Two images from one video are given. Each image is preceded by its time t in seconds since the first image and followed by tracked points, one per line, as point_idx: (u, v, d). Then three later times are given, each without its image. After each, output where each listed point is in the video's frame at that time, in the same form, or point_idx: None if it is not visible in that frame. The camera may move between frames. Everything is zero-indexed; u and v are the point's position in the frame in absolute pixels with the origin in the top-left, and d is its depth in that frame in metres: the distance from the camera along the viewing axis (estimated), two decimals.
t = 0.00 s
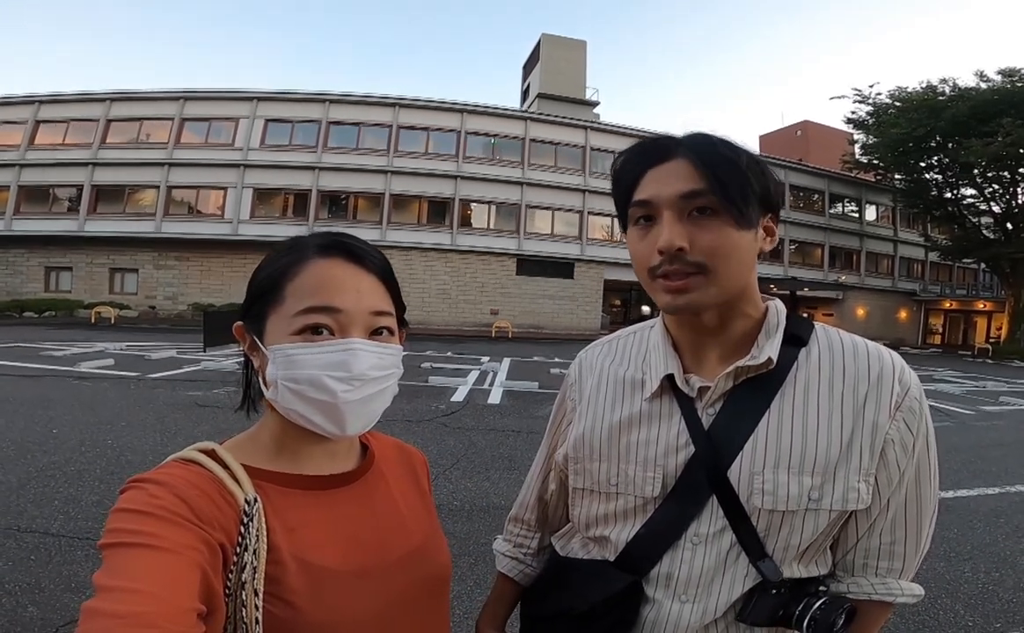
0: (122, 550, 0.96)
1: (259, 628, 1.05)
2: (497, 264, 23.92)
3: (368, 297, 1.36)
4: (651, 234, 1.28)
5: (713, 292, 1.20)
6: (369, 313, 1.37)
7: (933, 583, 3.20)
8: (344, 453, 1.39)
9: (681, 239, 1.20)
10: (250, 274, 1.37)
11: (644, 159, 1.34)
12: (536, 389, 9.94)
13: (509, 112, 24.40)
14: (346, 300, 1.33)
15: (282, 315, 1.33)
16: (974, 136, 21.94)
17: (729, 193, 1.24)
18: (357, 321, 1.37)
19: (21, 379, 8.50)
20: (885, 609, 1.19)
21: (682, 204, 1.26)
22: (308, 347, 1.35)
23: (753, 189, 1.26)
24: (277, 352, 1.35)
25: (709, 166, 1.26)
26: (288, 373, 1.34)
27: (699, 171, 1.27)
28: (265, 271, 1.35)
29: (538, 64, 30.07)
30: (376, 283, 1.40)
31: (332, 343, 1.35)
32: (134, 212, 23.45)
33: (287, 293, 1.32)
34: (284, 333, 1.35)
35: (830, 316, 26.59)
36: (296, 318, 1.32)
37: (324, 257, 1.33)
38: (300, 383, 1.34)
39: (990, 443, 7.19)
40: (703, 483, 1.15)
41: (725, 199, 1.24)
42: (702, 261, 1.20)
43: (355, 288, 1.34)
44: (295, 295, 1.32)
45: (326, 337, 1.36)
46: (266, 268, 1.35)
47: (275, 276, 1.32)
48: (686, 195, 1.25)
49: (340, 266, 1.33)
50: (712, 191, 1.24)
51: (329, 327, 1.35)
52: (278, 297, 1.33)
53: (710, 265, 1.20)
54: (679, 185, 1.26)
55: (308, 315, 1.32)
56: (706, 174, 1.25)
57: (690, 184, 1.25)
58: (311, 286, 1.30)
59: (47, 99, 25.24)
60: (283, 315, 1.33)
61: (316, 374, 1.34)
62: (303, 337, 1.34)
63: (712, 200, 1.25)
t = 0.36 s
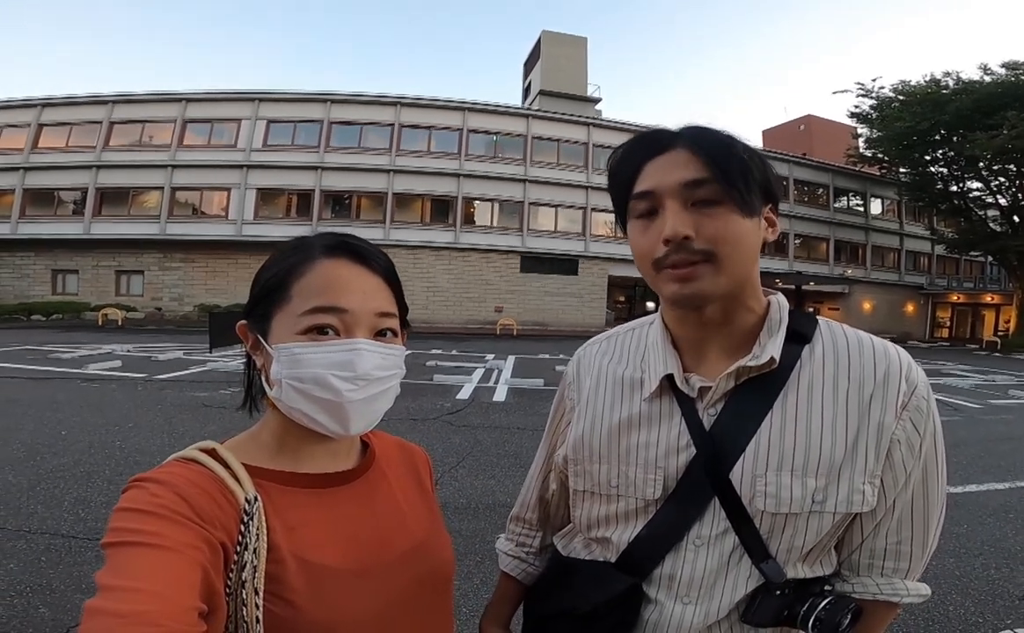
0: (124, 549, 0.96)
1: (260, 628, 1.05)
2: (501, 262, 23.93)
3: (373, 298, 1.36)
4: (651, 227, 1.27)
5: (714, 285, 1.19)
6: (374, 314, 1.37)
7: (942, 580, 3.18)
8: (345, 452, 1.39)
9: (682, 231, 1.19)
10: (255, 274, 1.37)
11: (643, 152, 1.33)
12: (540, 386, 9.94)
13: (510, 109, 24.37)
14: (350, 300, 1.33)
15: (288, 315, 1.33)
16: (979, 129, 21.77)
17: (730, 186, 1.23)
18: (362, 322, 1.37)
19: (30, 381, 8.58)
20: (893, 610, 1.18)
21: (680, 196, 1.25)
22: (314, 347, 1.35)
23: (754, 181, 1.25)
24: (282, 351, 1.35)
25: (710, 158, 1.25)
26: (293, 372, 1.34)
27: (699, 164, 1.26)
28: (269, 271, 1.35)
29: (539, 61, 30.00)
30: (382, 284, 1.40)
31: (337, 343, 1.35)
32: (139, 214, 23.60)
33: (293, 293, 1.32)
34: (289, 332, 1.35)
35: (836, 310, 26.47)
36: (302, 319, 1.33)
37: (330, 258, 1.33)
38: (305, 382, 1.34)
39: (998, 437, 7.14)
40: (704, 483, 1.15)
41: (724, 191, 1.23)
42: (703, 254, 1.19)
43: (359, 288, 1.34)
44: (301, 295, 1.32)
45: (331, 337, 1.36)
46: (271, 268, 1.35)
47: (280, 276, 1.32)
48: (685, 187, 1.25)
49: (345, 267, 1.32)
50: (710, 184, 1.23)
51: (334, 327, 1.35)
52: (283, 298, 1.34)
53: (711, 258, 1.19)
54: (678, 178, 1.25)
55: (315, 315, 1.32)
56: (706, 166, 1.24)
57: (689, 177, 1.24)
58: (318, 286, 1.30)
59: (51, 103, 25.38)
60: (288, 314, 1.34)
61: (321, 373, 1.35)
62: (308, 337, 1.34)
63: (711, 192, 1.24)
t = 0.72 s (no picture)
0: (123, 547, 0.97)
1: (261, 627, 1.06)
2: (505, 260, 23.91)
3: (373, 297, 1.36)
4: (650, 222, 1.27)
5: (715, 279, 1.19)
6: (374, 313, 1.37)
7: (949, 579, 3.16)
8: (346, 452, 1.39)
9: (681, 220, 1.19)
10: (254, 276, 1.37)
11: (642, 146, 1.34)
12: (544, 385, 9.92)
13: (513, 107, 24.33)
14: (350, 299, 1.33)
15: (289, 314, 1.34)
16: (985, 126, 21.61)
17: (728, 180, 1.23)
18: (362, 321, 1.37)
19: (37, 381, 8.63)
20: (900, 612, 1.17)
21: (677, 189, 1.25)
22: (314, 346, 1.35)
23: (752, 176, 1.25)
24: (283, 350, 1.36)
25: (708, 153, 1.25)
26: (294, 371, 1.35)
27: (696, 158, 1.26)
28: (269, 271, 1.35)
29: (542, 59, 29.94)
30: (383, 285, 1.40)
31: (338, 341, 1.35)
32: (144, 214, 23.69)
33: (293, 292, 1.32)
34: (291, 330, 1.35)
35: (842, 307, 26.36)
36: (303, 317, 1.33)
37: (330, 256, 1.33)
38: (305, 381, 1.35)
39: (1006, 435, 7.08)
40: (707, 484, 1.14)
41: (722, 184, 1.22)
42: (702, 248, 1.19)
43: (359, 286, 1.34)
44: (301, 294, 1.32)
45: (331, 336, 1.36)
46: (272, 267, 1.34)
47: (280, 276, 1.32)
48: (682, 181, 1.24)
49: (345, 266, 1.32)
50: (708, 177, 1.23)
51: (334, 325, 1.35)
52: (283, 296, 1.34)
53: (709, 252, 1.19)
54: (676, 170, 1.25)
55: (315, 313, 1.33)
56: (704, 160, 1.24)
57: (687, 171, 1.24)
58: (318, 286, 1.31)
59: (56, 104, 25.50)
60: (290, 313, 1.34)
61: (322, 371, 1.35)
62: (309, 335, 1.34)
63: (708, 185, 1.23)
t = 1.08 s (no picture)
0: (122, 548, 0.96)
1: (260, 628, 1.05)
2: (503, 261, 23.91)
3: (373, 297, 1.36)
4: (647, 224, 1.27)
5: (712, 283, 1.19)
6: (374, 314, 1.37)
7: (945, 581, 3.17)
8: (345, 451, 1.39)
9: (677, 225, 1.20)
10: (254, 276, 1.37)
11: (639, 149, 1.34)
12: (542, 386, 9.92)
13: (513, 109, 24.36)
14: (348, 298, 1.33)
15: (289, 312, 1.33)
16: (983, 130, 21.70)
17: (725, 183, 1.23)
18: (362, 321, 1.37)
19: (33, 380, 8.59)
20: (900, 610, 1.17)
21: (674, 192, 1.25)
22: (314, 344, 1.34)
23: (748, 180, 1.25)
24: (283, 348, 1.35)
25: (705, 155, 1.25)
26: (293, 369, 1.35)
27: (694, 160, 1.26)
28: (269, 271, 1.34)
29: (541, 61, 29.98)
30: (382, 284, 1.40)
31: (337, 340, 1.35)
32: (142, 213, 23.60)
33: (294, 289, 1.32)
34: (290, 329, 1.34)
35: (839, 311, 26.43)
36: (302, 316, 1.32)
37: (329, 257, 1.33)
38: (305, 379, 1.34)
39: (1001, 438, 7.14)
40: (704, 482, 1.14)
41: (720, 187, 1.22)
42: (698, 250, 1.19)
43: (358, 284, 1.34)
44: (301, 292, 1.32)
45: (331, 335, 1.36)
46: (271, 269, 1.34)
47: (279, 276, 1.32)
48: (679, 184, 1.24)
49: (344, 266, 1.32)
50: (705, 181, 1.23)
51: (334, 324, 1.35)
52: (283, 295, 1.33)
53: (707, 255, 1.19)
54: (672, 176, 1.25)
55: (315, 313, 1.32)
56: (701, 163, 1.24)
57: (684, 174, 1.24)
58: (317, 285, 1.30)
59: (54, 102, 25.41)
60: (290, 312, 1.33)
61: (321, 369, 1.34)
62: (309, 333, 1.34)
63: (706, 188, 1.23)
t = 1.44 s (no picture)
0: (122, 550, 0.95)
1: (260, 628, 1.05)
2: (499, 264, 23.91)
3: (376, 300, 1.36)
4: (640, 231, 1.27)
5: (702, 293, 1.20)
6: (376, 316, 1.37)
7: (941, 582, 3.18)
8: (344, 453, 1.39)
9: (667, 235, 1.20)
10: (259, 277, 1.37)
11: (635, 153, 1.34)
12: (539, 389, 9.92)
13: (510, 111, 24.40)
14: (350, 301, 1.32)
15: (291, 315, 1.33)
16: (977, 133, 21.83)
17: (717, 191, 1.23)
18: (364, 323, 1.36)
19: (27, 382, 8.56)
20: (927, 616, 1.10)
21: (666, 202, 1.26)
22: (316, 346, 1.34)
23: (740, 188, 1.25)
24: (284, 350, 1.35)
25: (700, 162, 1.25)
26: (295, 371, 1.34)
27: (688, 167, 1.26)
28: (269, 274, 1.34)
29: (538, 64, 30.04)
30: (384, 286, 1.39)
31: (339, 343, 1.35)
32: (137, 215, 23.54)
33: (296, 292, 1.32)
34: (292, 332, 1.34)
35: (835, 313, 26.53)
36: (305, 318, 1.32)
37: (334, 259, 1.33)
38: (307, 381, 1.34)
39: (997, 440, 7.16)
40: (699, 482, 1.14)
41: (714, 196, 1.23)
42: (690, 260, 1.20)
43: (362, 288, 1.33)
44: (303, 295, 1.31)
45: (333, 338, 1.36)
46: (273, 270, 1.34)
47: (282, 278, 1.31)
48: (671, 194, 1.25)
49: (347, 269, 1.32)
50: (698, 190, 1.24)
51: (337, 327, 1.35)
52: (284, 297, 1.33)
53: (695, 266, 1.20)
54: (664, 186, 1.25)
55: (317, 316, 1.32)
56: (694, 170, 1.24)
57: (678, 182, 1.24)
58: (321, 287, 1.30)
59: (50, 103, 25.34)
60: (292, 314, 1.33)
61: (323, 372, 1.34)
62: (310, 336, 1.34)
63: (699, 197, 1.24)
